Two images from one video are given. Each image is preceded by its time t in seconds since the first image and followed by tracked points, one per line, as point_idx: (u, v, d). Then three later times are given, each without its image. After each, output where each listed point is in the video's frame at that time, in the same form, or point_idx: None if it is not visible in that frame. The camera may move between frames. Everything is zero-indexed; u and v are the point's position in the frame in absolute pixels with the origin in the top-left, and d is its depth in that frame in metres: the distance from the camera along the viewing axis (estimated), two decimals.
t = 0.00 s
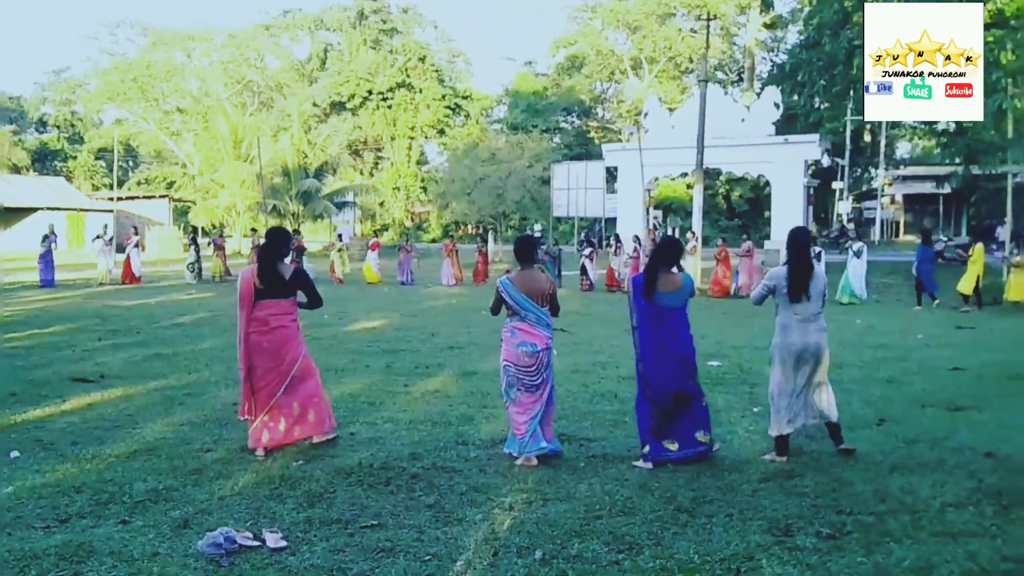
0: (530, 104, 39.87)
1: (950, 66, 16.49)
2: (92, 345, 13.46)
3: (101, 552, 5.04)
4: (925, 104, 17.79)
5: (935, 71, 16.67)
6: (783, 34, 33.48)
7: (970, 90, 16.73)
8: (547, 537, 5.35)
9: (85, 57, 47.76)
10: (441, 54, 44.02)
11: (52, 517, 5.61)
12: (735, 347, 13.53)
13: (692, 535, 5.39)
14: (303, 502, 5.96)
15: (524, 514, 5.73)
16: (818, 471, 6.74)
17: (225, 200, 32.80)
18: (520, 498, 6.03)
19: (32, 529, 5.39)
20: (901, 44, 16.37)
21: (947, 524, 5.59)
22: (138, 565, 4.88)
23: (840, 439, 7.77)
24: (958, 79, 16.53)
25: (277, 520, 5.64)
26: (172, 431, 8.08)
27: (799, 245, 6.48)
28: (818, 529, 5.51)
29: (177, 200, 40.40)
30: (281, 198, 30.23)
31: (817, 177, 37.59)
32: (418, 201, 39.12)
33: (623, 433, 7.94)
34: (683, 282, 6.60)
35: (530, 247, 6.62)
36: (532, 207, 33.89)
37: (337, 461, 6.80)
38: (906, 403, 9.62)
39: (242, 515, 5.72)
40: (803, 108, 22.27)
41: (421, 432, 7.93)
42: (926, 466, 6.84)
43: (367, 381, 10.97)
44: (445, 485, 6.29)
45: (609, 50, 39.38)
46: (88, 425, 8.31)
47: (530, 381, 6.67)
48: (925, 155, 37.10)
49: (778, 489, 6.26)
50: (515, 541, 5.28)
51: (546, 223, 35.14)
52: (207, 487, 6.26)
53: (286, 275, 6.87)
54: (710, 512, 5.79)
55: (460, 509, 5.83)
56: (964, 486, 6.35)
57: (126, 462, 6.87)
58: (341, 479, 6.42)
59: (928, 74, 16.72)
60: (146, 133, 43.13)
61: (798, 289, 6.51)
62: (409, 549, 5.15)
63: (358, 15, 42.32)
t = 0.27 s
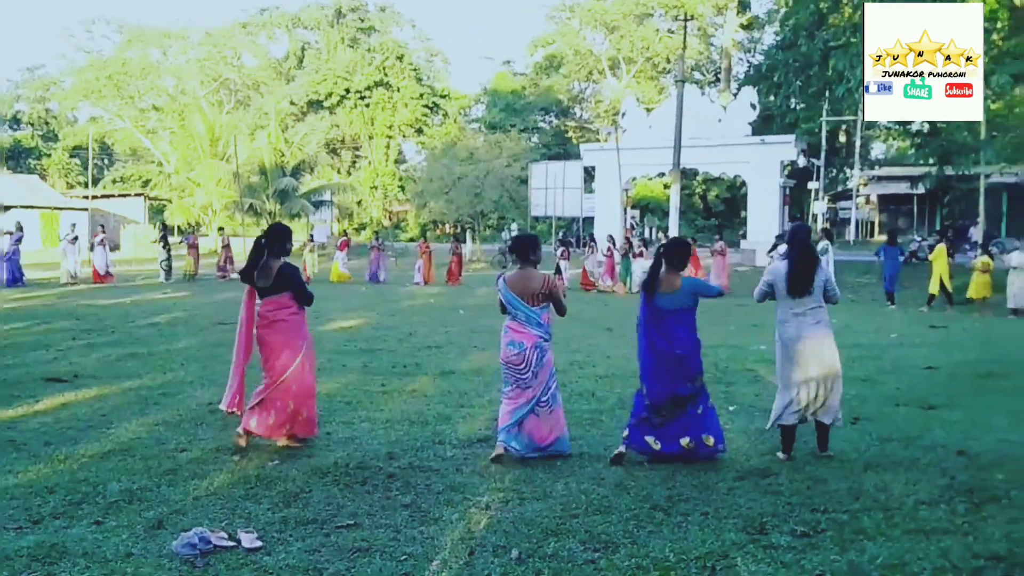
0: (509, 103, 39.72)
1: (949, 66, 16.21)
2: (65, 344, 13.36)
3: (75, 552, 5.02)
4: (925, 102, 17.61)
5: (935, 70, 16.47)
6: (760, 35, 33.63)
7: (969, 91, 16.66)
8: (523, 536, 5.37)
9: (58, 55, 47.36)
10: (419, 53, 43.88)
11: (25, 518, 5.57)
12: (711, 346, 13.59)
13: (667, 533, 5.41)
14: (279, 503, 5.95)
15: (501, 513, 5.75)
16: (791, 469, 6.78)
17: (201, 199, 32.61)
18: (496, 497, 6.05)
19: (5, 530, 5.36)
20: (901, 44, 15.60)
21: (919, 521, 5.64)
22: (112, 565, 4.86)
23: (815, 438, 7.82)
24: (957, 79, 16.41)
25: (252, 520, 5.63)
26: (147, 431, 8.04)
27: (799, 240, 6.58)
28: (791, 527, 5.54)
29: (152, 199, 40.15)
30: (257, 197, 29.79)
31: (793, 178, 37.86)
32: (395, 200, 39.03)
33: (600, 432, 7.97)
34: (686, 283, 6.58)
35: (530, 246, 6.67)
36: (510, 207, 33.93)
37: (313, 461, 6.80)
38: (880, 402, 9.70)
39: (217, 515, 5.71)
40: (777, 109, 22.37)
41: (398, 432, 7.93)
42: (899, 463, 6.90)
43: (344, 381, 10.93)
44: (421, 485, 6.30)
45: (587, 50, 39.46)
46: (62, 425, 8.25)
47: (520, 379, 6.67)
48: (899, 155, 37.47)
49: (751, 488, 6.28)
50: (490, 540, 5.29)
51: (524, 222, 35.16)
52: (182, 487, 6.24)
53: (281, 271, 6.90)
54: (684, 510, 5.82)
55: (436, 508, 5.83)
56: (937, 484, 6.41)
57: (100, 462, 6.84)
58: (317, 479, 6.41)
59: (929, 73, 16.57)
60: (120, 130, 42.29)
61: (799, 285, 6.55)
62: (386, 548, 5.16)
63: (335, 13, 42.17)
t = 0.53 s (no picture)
0: (487, 101, 39.69)
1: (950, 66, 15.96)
2: (38, 344, 13.22)
3: (48, 553, 4.96)
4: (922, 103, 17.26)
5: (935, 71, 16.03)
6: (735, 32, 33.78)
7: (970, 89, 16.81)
8: (500, 534, 5.34)
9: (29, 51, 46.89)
10: (395, 50, 43.69)
11: None
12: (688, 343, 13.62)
13: (644, 530, 5.40)
14: (255, 502, 5.90)
15: (478, 511, 5.72)
16: (768, 464, 6.77)
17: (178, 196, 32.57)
18: (473, 496, 6.02)
19: None
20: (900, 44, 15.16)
21: (894, 516, 5.63)
22: (85, 566, 4.80)
23: (787, 434, 7.83)
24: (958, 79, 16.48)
25: (228, 520, 5.58)
26: (121, 431, 7.96)
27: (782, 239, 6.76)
28: (768, 523, 5.53)
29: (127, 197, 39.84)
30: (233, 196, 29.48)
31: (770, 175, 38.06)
32: (372, 198, 39.01)
33: (577, 430, 7.95)
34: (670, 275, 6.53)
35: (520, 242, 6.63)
36: (487, 204, 33.94)
37: (289, 460, 6.75)
38: (856, 398, 9.71)
39: (192, 515, 5.66)
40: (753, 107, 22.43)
41: (375, 431, 7.88)
42: (875, 458, 6.90)
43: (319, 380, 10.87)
44: (398, 484, 6.26)
45: (564, 48, 39.36)
46: (34, 425, 8.15)
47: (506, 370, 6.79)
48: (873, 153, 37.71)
49: (728, 484, 6.27)
50: (468, 539, 5.26)
51: (501, 220, 35.27)
52: (157, 488, 6.18)
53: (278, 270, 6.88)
54: (662, 507, 5.81)
55: (413, 507, 5.80)
56: (912, 479, 6.40)
57: (73, 462, 6.77)
58: (293, 478, 6.37)
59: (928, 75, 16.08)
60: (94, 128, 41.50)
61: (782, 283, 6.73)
62: (362, 548, 5.11)
63: (311, 9, 41.80)
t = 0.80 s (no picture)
0: (472, 97, 39.97)
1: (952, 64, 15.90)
2: (21, 340, 13.14)
3: (29, 551, 4.94)
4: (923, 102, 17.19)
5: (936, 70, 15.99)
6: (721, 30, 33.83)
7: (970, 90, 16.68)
8: (485, 531, 5.34)
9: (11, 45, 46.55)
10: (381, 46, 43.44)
11: None
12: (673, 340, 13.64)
13: (630, 527, 5.41)
14: (239, 499, 5.89)
15: (463, 508, 5.72)
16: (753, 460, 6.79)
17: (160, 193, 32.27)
18: (458, 492, 6.02)
19: None
20: (900, 44, 15.19)
21: (878, 513, 5.65)
22: (67, 564, 4.78)
23: (771, 430, 7.86)
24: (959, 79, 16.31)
25: (211, 517, 5.56)
26: (103, 428, 7.91)
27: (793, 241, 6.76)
28: (753, 519, 5.55)
29: (110, 193, 39.61)
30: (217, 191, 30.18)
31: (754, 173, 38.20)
32: (358, 194, 38.94)
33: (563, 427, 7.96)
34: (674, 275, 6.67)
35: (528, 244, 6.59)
36: (473, 201, 34.01)
37: (274, 457, 6.74)
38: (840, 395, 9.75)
39: (175, 512, 5.64)
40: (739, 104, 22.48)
41: (360, 427, 7.86)
42: (859, 454, 6.93)
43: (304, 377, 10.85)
44: (383, 481, 6.26)
45: (550, 45, 39.29)
46: (16, 422, 8.10)
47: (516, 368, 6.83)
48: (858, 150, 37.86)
49: (713, 481, 6.28)
50: (453, 535, 5.26)
51: (487, 216, 35.37)
52: (139, 485, 6.16)
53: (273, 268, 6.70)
54: (647, 504, 5.82)
55: (398, 504, 5.79)
56: (896, 475, 6.42)
57: (56, 459, 6.74)
58: (277, 475, 6.36)
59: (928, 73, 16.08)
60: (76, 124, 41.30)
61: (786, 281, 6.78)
62: (346, 545, 5.11)
63: (297, 6, 41.28)
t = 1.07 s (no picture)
0: (460, 97, 39.81)
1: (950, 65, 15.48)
2: (5, 338, 13.08)
3: (14, 550, 4.92)
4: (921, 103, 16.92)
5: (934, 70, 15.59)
6: (708, 31, 33.92)
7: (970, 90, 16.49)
8: (472, 530, 5.34)
9: None
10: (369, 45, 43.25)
11: None
12: (660, 339, 13.68)
13: (616, 526, 5.42)
14: (225, 498, 5.88)
15: (450, 507, 5.72)
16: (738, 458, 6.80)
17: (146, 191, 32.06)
18: (445, 492, 6.02)
19: None
20: (900, 45, 14.79)
21: (863, 512, 5.68)
22: (52, 564, 4.76)
23: (756, 430, 7.89)
24: (960, 79, 15.93)
25: (197, 516, 5.55)
26: (87, 427, 7.89)
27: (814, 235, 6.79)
28: (739, 518, 5.56)
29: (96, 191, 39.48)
30: (204, 189, 30.25)
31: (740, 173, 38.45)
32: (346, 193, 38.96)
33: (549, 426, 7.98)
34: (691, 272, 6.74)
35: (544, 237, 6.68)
36: (461, 200, 34.06)
37: (259, 456, 6.74)
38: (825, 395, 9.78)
39: (161, 511, 5.63)
40: (726, 105, 22.54)
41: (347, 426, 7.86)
42: (844, 452, 6.95)
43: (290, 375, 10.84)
44: (369, 480, 6.26)
45: (538, 44, 39.20)
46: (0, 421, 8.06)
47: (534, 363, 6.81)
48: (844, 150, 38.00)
49: (699, 480, 6.30)
50: (439, 534, 5.26)
51: (475, 215, 35.41)
52: (124, 484, 6.14)
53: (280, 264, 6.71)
54: (633, 503, 5.83)
55: (384, 503, 5.80)
56: (880, 475, 6.45)
57: (41, 458, 6.73)
58: (263, 474, 6.36)
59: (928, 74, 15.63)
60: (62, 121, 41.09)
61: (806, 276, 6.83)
62: (332, 544, 5.11)
63: (284, 4, 40.90)
